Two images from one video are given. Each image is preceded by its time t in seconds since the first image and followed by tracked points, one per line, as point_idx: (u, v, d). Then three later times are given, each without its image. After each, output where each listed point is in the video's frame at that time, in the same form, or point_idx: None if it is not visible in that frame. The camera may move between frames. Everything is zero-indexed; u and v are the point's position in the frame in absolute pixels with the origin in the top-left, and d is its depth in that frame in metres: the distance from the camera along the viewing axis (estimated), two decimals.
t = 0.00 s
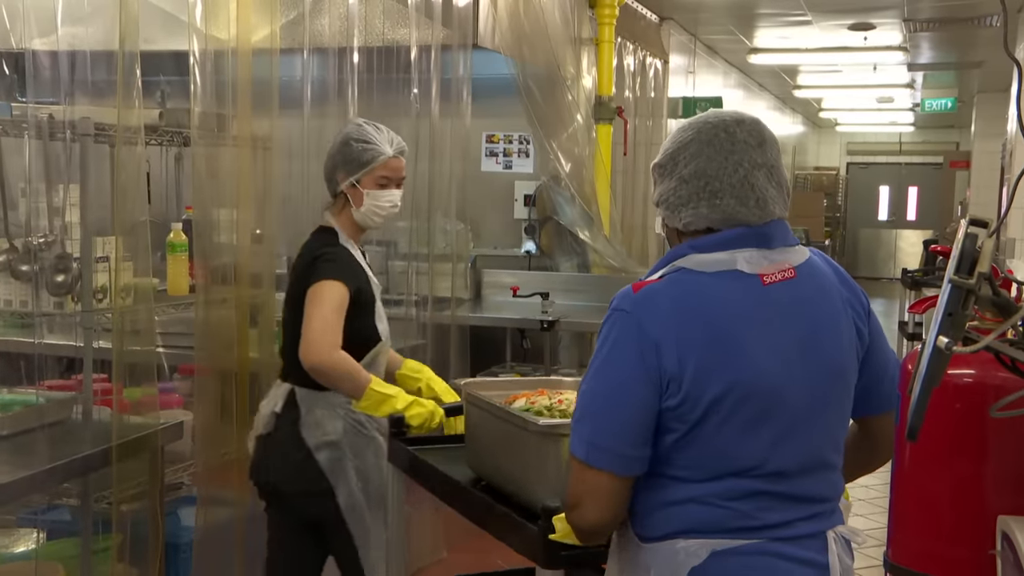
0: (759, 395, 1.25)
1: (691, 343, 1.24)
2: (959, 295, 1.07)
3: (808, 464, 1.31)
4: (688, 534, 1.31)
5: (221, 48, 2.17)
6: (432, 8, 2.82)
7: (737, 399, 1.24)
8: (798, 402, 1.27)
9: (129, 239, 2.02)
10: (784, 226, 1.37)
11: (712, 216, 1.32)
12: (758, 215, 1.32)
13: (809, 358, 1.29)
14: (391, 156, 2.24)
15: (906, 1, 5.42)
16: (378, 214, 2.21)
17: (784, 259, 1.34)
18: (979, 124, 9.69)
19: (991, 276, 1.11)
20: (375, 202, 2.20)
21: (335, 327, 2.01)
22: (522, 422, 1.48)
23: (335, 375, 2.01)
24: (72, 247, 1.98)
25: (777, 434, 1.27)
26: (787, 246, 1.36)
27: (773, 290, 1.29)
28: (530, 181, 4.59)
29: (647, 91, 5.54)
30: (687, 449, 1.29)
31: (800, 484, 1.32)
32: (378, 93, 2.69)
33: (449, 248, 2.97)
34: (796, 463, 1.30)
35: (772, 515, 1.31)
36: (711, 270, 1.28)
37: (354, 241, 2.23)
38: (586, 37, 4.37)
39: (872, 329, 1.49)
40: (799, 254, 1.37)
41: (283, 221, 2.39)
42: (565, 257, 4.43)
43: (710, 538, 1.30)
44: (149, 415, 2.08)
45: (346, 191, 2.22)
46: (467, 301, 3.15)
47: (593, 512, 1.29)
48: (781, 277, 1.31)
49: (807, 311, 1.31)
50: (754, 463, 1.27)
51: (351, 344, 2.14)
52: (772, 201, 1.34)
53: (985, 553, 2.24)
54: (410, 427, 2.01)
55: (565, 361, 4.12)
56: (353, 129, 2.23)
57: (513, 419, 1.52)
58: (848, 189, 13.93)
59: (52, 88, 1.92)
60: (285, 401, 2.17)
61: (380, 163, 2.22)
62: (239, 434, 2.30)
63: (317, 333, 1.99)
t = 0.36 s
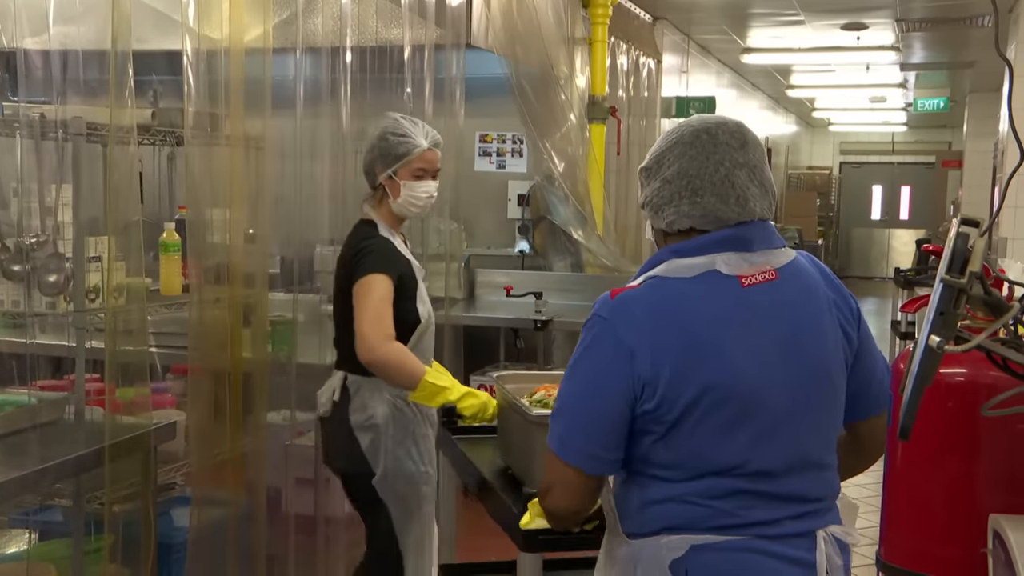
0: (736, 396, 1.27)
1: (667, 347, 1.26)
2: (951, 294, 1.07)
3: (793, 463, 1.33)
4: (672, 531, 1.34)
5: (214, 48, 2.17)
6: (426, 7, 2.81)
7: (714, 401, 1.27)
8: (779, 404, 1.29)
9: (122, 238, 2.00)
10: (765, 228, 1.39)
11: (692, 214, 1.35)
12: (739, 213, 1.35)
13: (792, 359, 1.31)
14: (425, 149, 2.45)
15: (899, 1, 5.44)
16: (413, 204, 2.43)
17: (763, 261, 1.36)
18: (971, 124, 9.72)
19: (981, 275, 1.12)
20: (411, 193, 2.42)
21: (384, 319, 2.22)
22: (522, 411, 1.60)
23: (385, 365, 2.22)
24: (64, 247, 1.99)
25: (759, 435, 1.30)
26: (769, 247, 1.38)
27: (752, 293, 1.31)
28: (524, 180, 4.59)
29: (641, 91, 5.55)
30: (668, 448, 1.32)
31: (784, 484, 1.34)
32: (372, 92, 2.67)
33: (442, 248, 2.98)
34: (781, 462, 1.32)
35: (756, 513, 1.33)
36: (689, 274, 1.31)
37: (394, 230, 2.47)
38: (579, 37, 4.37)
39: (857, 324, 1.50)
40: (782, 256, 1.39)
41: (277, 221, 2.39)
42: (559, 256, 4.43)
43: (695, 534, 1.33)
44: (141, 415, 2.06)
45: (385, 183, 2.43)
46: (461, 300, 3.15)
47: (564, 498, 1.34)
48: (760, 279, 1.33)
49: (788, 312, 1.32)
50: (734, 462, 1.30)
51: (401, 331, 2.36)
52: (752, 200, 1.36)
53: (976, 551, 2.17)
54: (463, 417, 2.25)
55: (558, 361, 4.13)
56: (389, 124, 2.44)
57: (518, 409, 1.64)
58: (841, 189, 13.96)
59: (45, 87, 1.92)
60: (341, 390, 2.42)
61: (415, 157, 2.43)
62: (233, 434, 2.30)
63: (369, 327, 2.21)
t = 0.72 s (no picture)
0: (719, 388, 1.35)
1: (655, 337, 1.36)
2: (939, 295, 1.08)
3: (783, 461, 1.39)
4: (658, 515, 1.42)
5: (203, 49, 2.16)
6: (416, 9, 2.83)
7: (698, 390, 1.36)
8: (765, 399, 1.36)
9: (111, 240, 2.02)
10: (770, 233, 1.47)
11: (698, 217, 1.44)
12: (742, 218, 1.44)
13: (782, 357, 1.37)
14: (451, 159, 2.54)
15: (887, 3, 5.47)
16: (441, 211, 2.54)
17: (763, 263, 1.44)
18: (960, 126, 9.78)
19: (970, 276, 1.12)
20: (438, 200, 2.53)
21: (415, 311, 2.32)
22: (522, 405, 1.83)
23: (414, 352, 2.29)
24: (54, 249, 1.95)
25: (745, 427, 1.37)
26: (770, 250, 1.45)
27: (744, 290, 1.39)
28: (515, 182, 4.60)
29: (631, 92, 5.56)
30: (657, 434, 1.40)
31: (772, 480, 1.39)
32: (362, 94, 2.66)
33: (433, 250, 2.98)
34: (769, 458, 1.38)
35: (740, 505, 1.39)
36: (686, 270, 1.40)
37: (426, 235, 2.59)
38: (570, 38, 4.38)
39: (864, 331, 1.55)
40: (785, 261, 1.46)
41: (269, 222, 2.39)
42: (548, 257, 4.47)
43: (679, 519, 1.41)
44: (131, 417, 2.07)
45: (415, 190, 2.55)
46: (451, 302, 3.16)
47: (553, 469, 1.47)
48: (756, 279, 1.40)
49: (782, 313, 1.39)
50: (718, 451, 1.37)
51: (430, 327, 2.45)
52: (756, 205, 1.45)
53: (965, 550, 2.15)
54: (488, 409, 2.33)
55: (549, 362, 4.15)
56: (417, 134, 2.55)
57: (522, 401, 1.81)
58: (831, 190, 14.04)
59: (33, 88, 1.89)
60: (374, 384, 2.59)
61: (442, 165, 2.52)
62: (224, 435, 2.30)
63: (400, 317, 2.30)
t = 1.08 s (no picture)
0: (721, 364, 1.51)
1: (670, 312, 1.52)
2: (924, 295, 1.09)
3: (770, 440, 1.54)
4: (651, 476, 1.58)
5: (190, 49, 2.15)
6: (403, 9, 2.82)
7: (701, 365, 1.52)
8: (761, 378, 1.52)
9: (96, 241, 1.97)
10: (782, 236, 1.65)
11: (731, 210, 1.62)
12: (764, 214, 1.63)
13: (779, 342, 1.53)
14: (476, 158, 2.67)
15: (872, 5, 5.49)
16: (464, 206, 2.67)
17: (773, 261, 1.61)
18: (944, 127, 9.83)
19: (954, 276, 1.13)
20: (463, 196, 2.66)
21: (446, 295, 2.45)
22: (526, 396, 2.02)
23: (445, 333, 2.40)
24: (37, 249, 1.97)
25: (741, 404, 1.52)
26: (779, 252, 1.62)
27: (751, 279, 1.56)
28: (502, 182, 4.60)
29: (618, 93, 5.57)
30: (660, 403, 1.56)
31: (759, 457, 1.55)
32: (349, 94, 2.66)
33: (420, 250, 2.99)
34: (757, 435, 1.53)
35: (727, 477, 1.55)
36: (704, 257, 1.58)
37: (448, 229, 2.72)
38: (557, 39, 4.38)
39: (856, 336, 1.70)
40: (794, 262, 1.63)
41: (257, 222, 2.38)
42: (536, 258, 4.43)
43: (669, 485, 1.57)
44: (116, 418, 2.04)
45: (440, 185, 2.68)
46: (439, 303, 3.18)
47: (558, 428, 1.64)
48: (765, 273, 1.58)
49: (784, 303, 1.56)
50: (715, 423, 1.53)
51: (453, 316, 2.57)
52: (774, 204, 1.64)
53: (950, 549, 2.15)
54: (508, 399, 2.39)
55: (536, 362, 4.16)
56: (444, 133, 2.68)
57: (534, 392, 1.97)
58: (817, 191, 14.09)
59: (17, 88, 1.92)
60: (392, 368, 2.67)
61: (467, 162, 2.65)
62: (212, 435, 2.29)
63: (432, 301, 2.43)
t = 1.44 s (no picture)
0: (690, 343, 1.56)
1: (644, 293, 1.58)
2: (906, 292, 1.11)
3: (738, 420, 1.58)
4: (627, 451, 1.63)
5: (169, 46, 2.14)
6: (383, 7, 2.81)
7: (672, 344, 1.57)
8: (728, 358, 1.57)
9: (75, 239, 1.99)
10: (758, 233, 1.70)
11: (711, 205, 1.67)
12: (741, 209, 1.68)
13: (745, 324, 1.58)
14: (505, 166, 2.73)
15: (851, 3, 5.53)
16: (495, 212, 2.71)
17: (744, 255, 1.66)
18: (922, 125, 9.90)
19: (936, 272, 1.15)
20: (494, 203, 2.70)
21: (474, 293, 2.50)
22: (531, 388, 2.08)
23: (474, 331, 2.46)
24: (14, 247, 1.95)
25: (709, 383, 1.57)
26: (754, 245, 1.67)
27: (722, 266, 1.61)
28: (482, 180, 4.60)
29: (599, 91, 5.58)
30: (635, 382, 1.62)
31: (727, 436, 1.59)
32: (329, 92, 2.65)
33: (401, 248, 2.97)
34: (725, 414, 1.57)
35: (696, 454, 1.59)
36: (680, 245, 1.64)
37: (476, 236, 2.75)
38: (537, 36, 4.39)
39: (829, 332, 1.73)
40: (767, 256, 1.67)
41: (238, 221, 2.37)
42: (517, 256, 4.44)
43: (642, 459, 1.62)
44: (95, 417, 2.03)
45: (469, 194, 2.71)
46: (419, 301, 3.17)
47: (546, 404, 1.72)
48: (735, 264, 1.62)
49: (751, 289, 1.61)
50: (684, 400, 1.58)
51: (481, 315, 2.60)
52: (750, 201, 1.69)
53: (930, 544, 2.16)
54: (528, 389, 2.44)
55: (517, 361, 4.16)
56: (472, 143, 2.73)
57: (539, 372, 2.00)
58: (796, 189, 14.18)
59: None
60: (431, 367, 2.63)
61: (497, 171, 2.70)
62: (193, 435, 2.28)
63: (461, 300, 2.48)
